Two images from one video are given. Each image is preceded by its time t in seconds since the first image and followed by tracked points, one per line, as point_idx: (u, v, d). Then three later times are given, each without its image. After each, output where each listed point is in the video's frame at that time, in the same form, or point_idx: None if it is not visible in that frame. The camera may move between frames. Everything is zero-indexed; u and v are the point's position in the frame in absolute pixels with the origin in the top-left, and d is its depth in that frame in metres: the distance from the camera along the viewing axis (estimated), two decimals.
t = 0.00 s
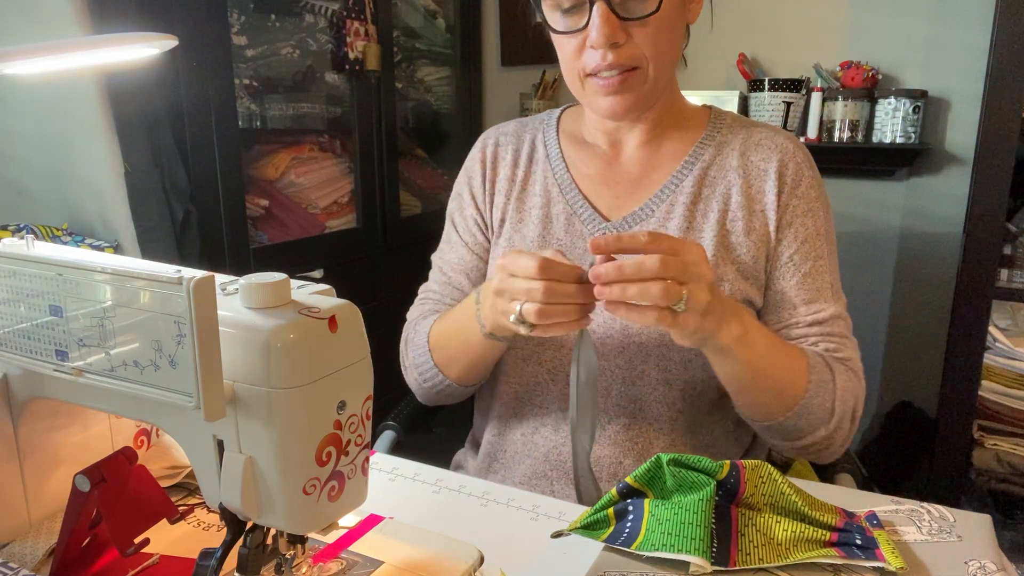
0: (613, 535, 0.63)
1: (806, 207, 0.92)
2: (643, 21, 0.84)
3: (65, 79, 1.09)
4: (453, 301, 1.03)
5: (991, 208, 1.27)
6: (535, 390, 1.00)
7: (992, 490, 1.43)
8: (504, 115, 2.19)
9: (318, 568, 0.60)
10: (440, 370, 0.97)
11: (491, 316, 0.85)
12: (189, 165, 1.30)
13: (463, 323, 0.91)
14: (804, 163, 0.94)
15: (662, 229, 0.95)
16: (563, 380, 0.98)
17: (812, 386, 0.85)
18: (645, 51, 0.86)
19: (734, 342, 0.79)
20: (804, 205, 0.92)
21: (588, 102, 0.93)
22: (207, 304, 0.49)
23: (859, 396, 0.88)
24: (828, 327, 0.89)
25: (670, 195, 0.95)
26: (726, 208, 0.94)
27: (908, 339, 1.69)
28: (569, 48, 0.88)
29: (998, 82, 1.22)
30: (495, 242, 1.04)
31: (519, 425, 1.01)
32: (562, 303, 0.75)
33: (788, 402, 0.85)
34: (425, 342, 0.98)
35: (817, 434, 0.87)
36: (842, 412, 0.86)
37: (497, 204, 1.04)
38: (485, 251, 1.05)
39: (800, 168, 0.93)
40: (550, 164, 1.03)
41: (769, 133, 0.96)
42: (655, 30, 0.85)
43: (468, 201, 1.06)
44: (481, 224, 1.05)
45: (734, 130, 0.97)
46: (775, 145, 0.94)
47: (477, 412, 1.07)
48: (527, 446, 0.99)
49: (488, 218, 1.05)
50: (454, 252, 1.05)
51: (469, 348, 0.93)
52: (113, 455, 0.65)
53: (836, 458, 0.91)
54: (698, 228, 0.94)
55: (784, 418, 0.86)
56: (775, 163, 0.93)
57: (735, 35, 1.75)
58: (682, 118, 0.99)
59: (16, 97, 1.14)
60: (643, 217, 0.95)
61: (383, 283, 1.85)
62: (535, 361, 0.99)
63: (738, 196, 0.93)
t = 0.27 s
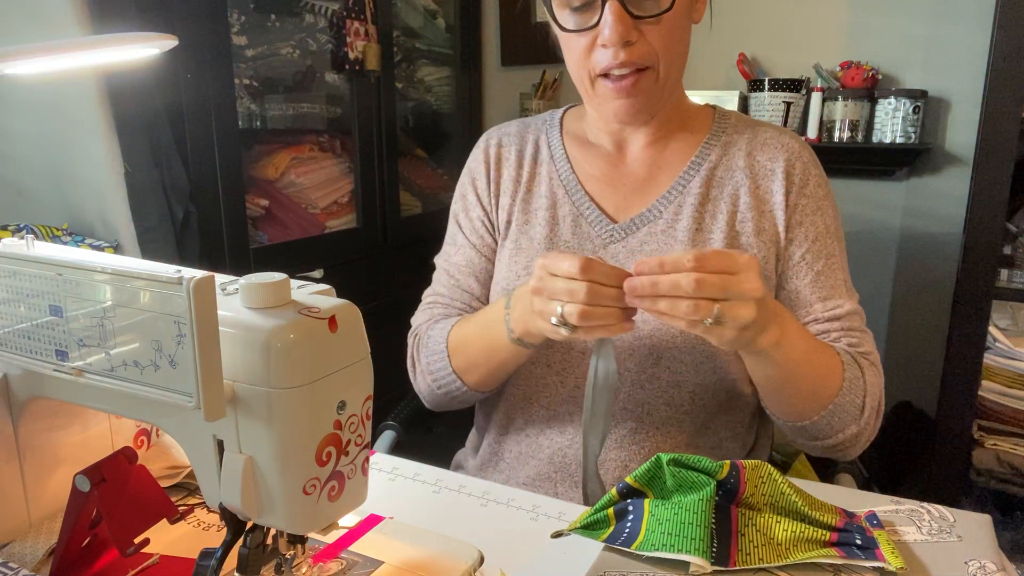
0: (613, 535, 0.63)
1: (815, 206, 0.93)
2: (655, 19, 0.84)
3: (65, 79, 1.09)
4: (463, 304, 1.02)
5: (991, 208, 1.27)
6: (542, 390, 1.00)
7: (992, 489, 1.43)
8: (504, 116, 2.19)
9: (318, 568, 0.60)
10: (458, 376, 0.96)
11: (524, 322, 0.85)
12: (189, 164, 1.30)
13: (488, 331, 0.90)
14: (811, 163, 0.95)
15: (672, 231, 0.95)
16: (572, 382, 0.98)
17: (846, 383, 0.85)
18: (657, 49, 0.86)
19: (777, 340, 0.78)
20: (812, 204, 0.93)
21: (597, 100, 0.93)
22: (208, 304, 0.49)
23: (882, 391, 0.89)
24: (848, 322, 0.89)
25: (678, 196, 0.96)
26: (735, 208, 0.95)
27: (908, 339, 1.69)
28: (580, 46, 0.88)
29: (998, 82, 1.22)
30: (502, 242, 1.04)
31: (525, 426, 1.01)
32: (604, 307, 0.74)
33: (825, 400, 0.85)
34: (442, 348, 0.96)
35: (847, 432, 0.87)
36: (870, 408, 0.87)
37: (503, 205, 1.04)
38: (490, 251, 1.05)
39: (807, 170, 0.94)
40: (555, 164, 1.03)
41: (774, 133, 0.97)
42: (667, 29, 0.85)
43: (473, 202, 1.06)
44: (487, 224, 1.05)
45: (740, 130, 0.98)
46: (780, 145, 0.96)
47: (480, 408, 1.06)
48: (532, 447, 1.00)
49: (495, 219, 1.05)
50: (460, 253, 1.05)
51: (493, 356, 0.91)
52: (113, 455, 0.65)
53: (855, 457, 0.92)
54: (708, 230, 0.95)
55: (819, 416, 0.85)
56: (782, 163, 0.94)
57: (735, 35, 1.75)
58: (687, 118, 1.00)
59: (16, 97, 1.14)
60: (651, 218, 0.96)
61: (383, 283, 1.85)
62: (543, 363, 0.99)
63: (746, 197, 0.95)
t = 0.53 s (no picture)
0: (613, 535, 0.63)
1: (824, 210, 0.94)
2: (675, 21, 0.84)
3: (65, 78, 1.09)
4: (472, 309, 1.03)
5: (991, 208, 1.27)
6: (549, 394, 0.99)
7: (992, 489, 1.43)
8: (504, 116, 2.19)
9: (318, 568, 0.60)
10: (475, 388, 0.95)
11: (553, 339, 0.84)
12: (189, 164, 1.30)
13: (513, 347, 0.89)
14: (820, 167, 0.96)
15: (682, 234, 0.96)
16: (580, 386, 0.98)
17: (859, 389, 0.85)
18: (677, 52, 0.87)
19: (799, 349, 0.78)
20: (823, 208, 0.94)
21: (613, 102, 0.93)
22: (208, 303, 0.49)
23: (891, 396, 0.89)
24: (856, 327, 0.89)
25: (689, 198, 0.96)
26: (747, 212, 0.95)
27: (908, 340, 1.70)
28: (598, 48, 0.88)
29: (999, 81, 1.21)
30: (509, 244, 1.04)
31: (530, 429, 1.01)
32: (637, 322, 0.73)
33: (839, 405, 0.85)
34: (460, 359, 0.95)
35: (856, 436, 0.87)
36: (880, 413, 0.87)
37: (509, 206, 1.04)
38: (497, 253, 1.05)
39: (818, 175, 0.95)
40: (563, 165, 1.03)
41: (782, 136, 0.98)
42: (687, 31, 0.86)
43: (479, 203, 1.05)
44: (493, 225, 1.05)
45: (751, 132, 0.98)
46: (791, 149, 0.96)
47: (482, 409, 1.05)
48: (537, 450, 1.00)
49: (501, 220, 1.05)
50: (465, 255, 1.05)
51: (517, 371, 0.90)
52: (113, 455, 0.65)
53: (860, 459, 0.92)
54: (720, 233, 0.95)
55: (831, 420, 0.86)
56: (794, 167, 0.95)
57: (736, 35, 1.75)
58: (696, 119, 1.01)
59: (16, 96, 1.14)
60: (662, 221, 0.96)
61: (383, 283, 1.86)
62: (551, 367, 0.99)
63: (758, 201, 0.95)
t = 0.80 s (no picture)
0: (613, 535, 0.63)
1: (834, 215, 0.94)
2: (691, 21, 0.84)
3: (65, 79, 1.09)
4: (479, 311, 1.03)
5: (991, 208, 1.27)
6: (555, 398, 0.99)
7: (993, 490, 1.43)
8: (504, 116, 2.19)
9: (318, 568, 0.60)
10: (484, 393, 0.95)
11: (567, 347, 0.85)
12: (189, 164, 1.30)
13: (525, 354, 0.89)
14: (829, 171, 0.95)
15: (691, 238, 0.96)
16: (586, 391, 0.98)
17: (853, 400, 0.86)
18: (693, 53, 0.87)
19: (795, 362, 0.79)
20: (832, 214, 0.94)
21: (624, 102, 0.93)
22: (208, 303, 0.49)
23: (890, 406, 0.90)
24: (858, 336, 0.90)
25: (699, 202, 0.96)
26: (758, 216, 0.95)
27: (909, 340, 1.70)
28: (612, 46, 0.88)
29: (1000, 81, 1.21)
30: (515, 245, 1.04)
31: (534, 431, 1.01)
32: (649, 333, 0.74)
33: (831, 416, 0.86)
34: (469, 364, 0.95)
35: (849, 445, 0.88)
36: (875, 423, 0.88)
37: (516, 207, 1.04)
38: (503, 254, 1.05)
39: (828, 179, 0.95)
40: (571, 166, 1.03)
41: (793, 139, 0.98)
42: (702, 32, 0.86)
43: (484, 203, 1.05)
44: (499, 226, 1.05)
45: (762, 134, 0.99)
46: (801, 151, 0.96)
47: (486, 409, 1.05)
48: (541, 453, 1.00)
49: (507, 221, 1.05)
50: (470, 256, 1.05)
51: (528, 378, 0.91)
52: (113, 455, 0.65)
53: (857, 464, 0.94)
54: (730, 237, 0.95)
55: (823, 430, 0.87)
56: (804, 171, 0.95)
57: (736, 35, 1.75)
58: (704, 120, 1.01)
59: (16, 96, 1.14)
60: (671, 225, 0.96)
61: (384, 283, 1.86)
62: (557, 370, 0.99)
63: (769, 204, 0.95)
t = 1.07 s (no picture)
0: (613, 535, 0.63)
1: (838, 219, 0.93)
2: (697, 18, 0.85)
3: (65, 78, 1.09)
4: (481, 312, 1.03)
5: (991, 208, 1.27)
6: (556, 400, 0.99)
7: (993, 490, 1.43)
8: (504, 116, 2.19)
9: (318, 568, 0.60)
10: (488, 392, 0.95)
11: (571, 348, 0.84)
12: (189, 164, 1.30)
13: (530, 354, 0.89)
14: (837, 173, 0.95)
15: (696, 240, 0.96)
16: (588, 393, 0.98)
17: (829, 408, 0.87)
18: (698, 51, 0.87)
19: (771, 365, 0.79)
20: (836, 217, 0.93)
21: (627, 100, 0.93)
22: (208, 303, 0.49)
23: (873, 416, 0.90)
24: (852, 345, 0.92)
25: (704, 203, 0.96)
26: (763, 218, 0.95)
27: (909, 340, 1.70)
28: (617, 42, 0.88)
29: (1000, 81, 1.21)
30: (517, 245, 1.04)
31: (536, 434, 1.01)
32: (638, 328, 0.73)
33: (804, 421, 0.87)
34: (474, 364, 0.95)
35: (823, 450, 0.90)
36: (852, 432, 0.89)
37: (520, 207, 1.04)
38: (505, 254, 1.05)
39: (834, 181, 0.94)
40: (575, 167, 1.03)
41: (800, 140, 0.98)
42: (708, 31, 0.86)
43: (487, 203, 1.05)
44: (501, 225, 1.05)
45: (768, 135, 0.98)
46: (806, 153, 0.96)
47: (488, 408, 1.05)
48: (542, 455, 1.00)
49: (510, 221, 1.05)
50: (473, 256, 1.05)
51: (532, 377, 0.91)
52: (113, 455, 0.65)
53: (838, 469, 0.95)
54: (735, 239, 0.95)
55: (796, 434, 0.88)
56: (810, 172, 0.94)
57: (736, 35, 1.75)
58: (709, 121, 1.01)
59: (16, 96, 1.14)
60: (676, 227, 0.96)
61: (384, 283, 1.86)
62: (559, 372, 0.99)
63: (774, 206, 0.95)
